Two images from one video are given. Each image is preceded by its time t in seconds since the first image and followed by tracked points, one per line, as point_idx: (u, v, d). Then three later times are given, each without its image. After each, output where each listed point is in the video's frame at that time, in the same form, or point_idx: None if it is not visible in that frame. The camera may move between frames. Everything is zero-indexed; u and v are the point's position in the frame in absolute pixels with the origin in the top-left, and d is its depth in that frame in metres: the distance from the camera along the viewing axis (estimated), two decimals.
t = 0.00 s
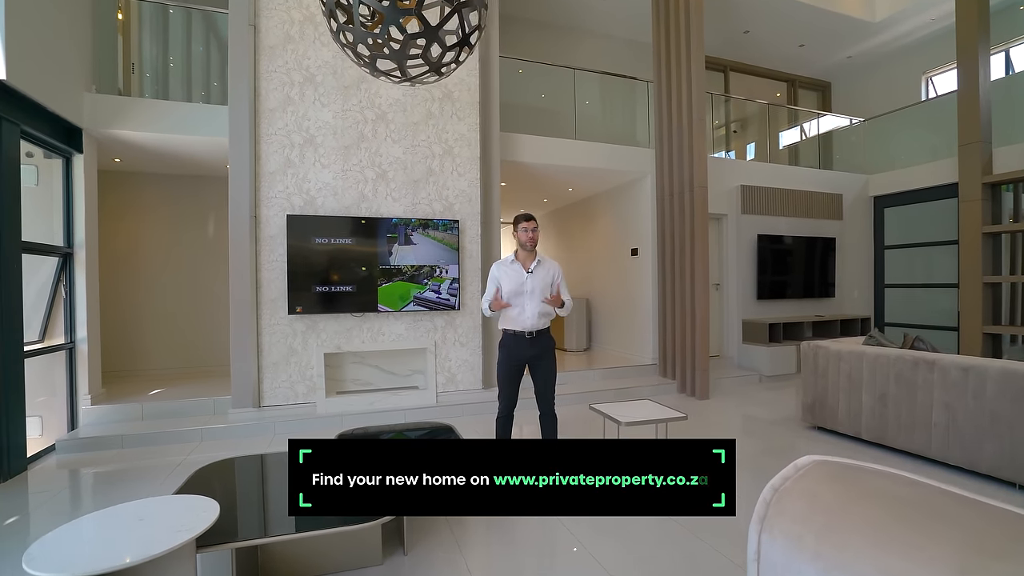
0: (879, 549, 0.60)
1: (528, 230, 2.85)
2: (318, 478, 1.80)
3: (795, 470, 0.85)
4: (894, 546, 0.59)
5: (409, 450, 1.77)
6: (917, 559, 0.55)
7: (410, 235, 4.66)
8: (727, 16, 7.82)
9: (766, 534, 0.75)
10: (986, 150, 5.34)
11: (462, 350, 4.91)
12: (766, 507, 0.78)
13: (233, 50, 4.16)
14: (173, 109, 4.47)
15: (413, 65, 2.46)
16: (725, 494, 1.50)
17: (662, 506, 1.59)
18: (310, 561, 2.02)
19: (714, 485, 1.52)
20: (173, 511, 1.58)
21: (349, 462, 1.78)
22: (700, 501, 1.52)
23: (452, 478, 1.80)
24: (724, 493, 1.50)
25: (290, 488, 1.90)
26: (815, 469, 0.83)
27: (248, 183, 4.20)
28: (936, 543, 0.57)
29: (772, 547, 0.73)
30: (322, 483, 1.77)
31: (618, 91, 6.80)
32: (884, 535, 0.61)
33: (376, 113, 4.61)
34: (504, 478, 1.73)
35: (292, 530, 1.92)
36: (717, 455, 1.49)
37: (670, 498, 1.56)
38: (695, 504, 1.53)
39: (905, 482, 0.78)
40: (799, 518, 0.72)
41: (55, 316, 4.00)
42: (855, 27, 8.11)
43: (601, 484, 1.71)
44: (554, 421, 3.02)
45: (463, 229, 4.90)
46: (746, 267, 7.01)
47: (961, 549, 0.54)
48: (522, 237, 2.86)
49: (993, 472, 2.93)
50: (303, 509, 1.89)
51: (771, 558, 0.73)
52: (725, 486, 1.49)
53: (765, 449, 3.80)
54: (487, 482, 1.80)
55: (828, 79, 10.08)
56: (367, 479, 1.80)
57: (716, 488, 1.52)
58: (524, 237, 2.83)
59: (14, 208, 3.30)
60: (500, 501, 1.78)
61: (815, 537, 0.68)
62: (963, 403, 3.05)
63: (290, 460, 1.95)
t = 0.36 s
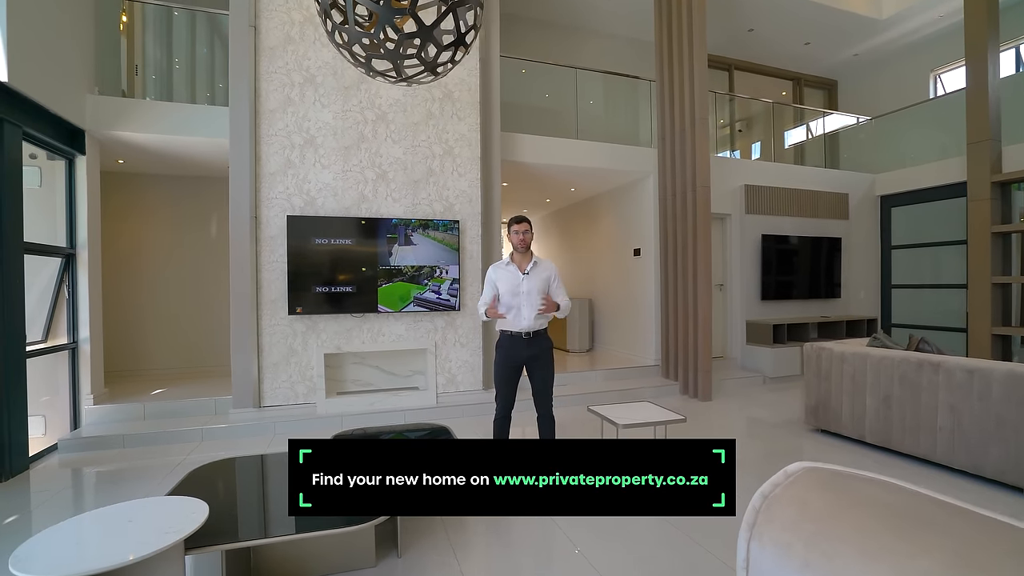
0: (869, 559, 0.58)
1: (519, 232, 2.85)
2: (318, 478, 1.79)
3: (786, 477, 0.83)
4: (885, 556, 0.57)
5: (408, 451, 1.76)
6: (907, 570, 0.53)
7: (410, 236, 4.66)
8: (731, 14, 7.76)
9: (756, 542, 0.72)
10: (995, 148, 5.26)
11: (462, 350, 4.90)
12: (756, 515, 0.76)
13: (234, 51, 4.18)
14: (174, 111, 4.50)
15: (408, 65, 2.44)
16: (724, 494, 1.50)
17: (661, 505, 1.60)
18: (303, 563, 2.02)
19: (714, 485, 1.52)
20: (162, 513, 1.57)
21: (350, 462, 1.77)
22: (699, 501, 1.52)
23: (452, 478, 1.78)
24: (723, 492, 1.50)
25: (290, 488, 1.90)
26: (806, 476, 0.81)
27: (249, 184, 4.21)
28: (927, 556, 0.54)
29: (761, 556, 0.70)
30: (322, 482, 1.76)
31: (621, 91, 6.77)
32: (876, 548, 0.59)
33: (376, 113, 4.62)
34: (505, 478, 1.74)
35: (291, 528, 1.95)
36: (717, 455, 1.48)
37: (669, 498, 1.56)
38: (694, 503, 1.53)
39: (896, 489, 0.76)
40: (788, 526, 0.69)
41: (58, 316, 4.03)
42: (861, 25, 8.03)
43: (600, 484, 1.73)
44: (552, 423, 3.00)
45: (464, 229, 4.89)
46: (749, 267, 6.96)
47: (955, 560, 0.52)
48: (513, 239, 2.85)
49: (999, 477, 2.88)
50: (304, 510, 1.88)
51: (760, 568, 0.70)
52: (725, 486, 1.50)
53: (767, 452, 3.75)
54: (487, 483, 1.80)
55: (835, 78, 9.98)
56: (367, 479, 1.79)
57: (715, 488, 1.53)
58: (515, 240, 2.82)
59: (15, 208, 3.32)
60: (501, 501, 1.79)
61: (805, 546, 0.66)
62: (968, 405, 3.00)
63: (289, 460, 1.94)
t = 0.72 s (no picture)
0: (856, 566, 0.58)
1: (517, 231, 2.85)
2: (318, 478, 1.79)
3: (780, 484, 0.83)
4: (873, 564, 0.57)
5: (409, 449, 1.76)
6: None
7: (412, 236, 4.66)
8: (738, 12, 7.70)
9: (749, 550, 0.73)
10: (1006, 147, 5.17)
11: (465, 351, 4.90)
12: (748, 522, 0.76)
13: (238, 54, 4.21)
14: (179, 113, 4.54)
15: (407, 66, 2.44)
16: (725, 494, 1.49)
17: (660, 506, 1.57)
18: (300, 564, 2.02)
19: (714, 485, 1.51)
20: (156, 514, 1.57)
21: (350, 461, 1.77)
22: (699, 501, 1.51)
23: (453, 478, 1.76)
24: (724, 493, 1.48)
25: (290, 488, 1.89)
26: (800, 484, 0.81)
27: (252, 185, 4.24)
28: (914, 562, 0.53)
29: (753, 564, 0.71)
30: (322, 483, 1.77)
31: (625, 91, 6.74)
32: (864, 556, 0.58)
33: (379, 115, 4.63)
34: (504, 477, 1.70)
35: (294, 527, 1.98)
36: (717, 455, 1.50)
37: (669, 498, 1.55)
38: (694, 503, 1.52)
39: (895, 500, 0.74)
40: (779, 534, 0.70)
41: (65, 316, 4.08)
42: (869, 22, 7.93)
43: (601, 485, 1.63)
44: (552, 423, 2.98)
45: (466, 230, 4.89)
46: (755, 268, 6.90)
47: (940, 565, 0.51)
48: (512, 238, 2.85)
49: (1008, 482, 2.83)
50: (304, 509, 1.87)
51: None
52: (725, 486, 1.49)
53: (771, 454, 3.71)
54: (487, 482, 1.78)
55: (843, 76, 9.87)
56: (367, 479, 1.79)
57: (716, 488, 1.51)
58: (512, 238, 2.82)
59: (23, 210, 3.36)
60: (500, 501, 1.75)
61: (796, 555, 0.66)
62: (976, 409, 2.95)
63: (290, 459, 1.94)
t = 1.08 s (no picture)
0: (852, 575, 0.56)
1: (520, 235, 2.82)
2: (318, 478, 1.80)
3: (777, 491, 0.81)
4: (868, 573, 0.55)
5: (408, 447, 1.76)
6: None
7: (417, 237, 4.67)
8: (747, 10, 7.61)
9: (742, 557, 0.71)
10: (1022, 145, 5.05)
11: (470, 352, 4.90)
12: (743, 530, 0.74)
13: (244, 56, 4.25)
14: (188, 116, 4.59)
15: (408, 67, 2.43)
16: (725, 494, 1.53)
17: (661, 506, 1.56)
18: (300, 563, 2.03)
19: (714, 485, 1.54)
20: (154, 514, 1.58)
21: (350, 461, 1.77)
22: (700, 501, 1.54)
23: (453, 478, 1.74)
24: (724, 493, 1.52)
25: (290, 488, 1.90)
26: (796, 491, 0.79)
27: (258, 186, 4.27)
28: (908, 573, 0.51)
29: (746, 570, 0.69)
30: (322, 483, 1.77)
31: (632, 90, 6.69)
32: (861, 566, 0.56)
33: (384, 116, 4.65)
34: (505, 477, 1.68)
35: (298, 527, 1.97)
36: (717, 456, 1.49)
37: (669, 498, 1.54)
38: (694, 504, 1.54)
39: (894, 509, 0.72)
40: (774, 541, 0.68)
41: (76, 316, 4.15)
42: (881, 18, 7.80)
43: (600, 485, 1.62)
44: (555, 424, 2.96)
45: (471, 230, 4.89)
46: (765, 268, 6.81)
47: None
48: (514, 242, 2.83)
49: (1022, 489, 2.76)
50: (305, 509, 1.88)
51: None
52: (725, 486, 1.52)
53: (778, 457, 3.66)
54: (487, 482, 1.76)
55: (855, 74, 9.72)
56: (367, 479, 1.79)
57: (716, 488, 1.54)
58: (515, 242, 2.80)
59: (34, 212, 3.42)
60: (500, 501, 1.74)
61: (790, 563, 0.64)
62: (989, 413, 2.88)
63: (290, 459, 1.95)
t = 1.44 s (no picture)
0: None
1: (526, 231, 2.80)
2: (318, 478, 1.80)
3: (771, 499, 0.79)
4: None
5: (409, 448, 1.74)
6: None
7: (423, 238, 4.69)
8: (756, 7, 7.52)
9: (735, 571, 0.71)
10: None
11: (475, 353, 4.90)
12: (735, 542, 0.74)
13: (252, 59, 4.29)
14: (197, 118, 4.65)
15: (409, 69, 2.43)
16: (725, 494, 1.52)
17: (662, 506, 1.53)
18: (300, 562, 2.04)
19: (714, 485, 1.54)
20: (155, 513, 1.60)
21: (350, 461, 1.78)
22: (700, 501, 1.53)
23: (452, 478, 1.70)
24: (724, 492, 1.51)
25: (291, 488, 1.90)
26: (789, 499, 0.78)
27: (266, 187, 4.31)
28: None
29: None
30: (322, 483, 1.78)
31: (639, 89, 6.66)
32: None
33: (390, 117, 4.67)
34: (504, 477, 1.65)
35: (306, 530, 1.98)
36: (717, 456, 1.52)
37: (670, 499, 1.51)
38: (695, 504, 1.53)
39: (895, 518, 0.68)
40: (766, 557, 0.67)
41: (89, 317, 4.22)
42: (894, 13, 7.68)
43: (600, 485, 1.57)
44: (558, 426, 2.93)
45: (477, 231, 4.89)
46: (774, 268, 6.72)
47: None
48: (520, 238, 2.81)
49: None
50: (304, 509, 1.87)
51: None
52: (725, 486, 1.51)
53: (786, 459, 3.60)
54: (487, 483, 1.73)
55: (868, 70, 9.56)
56: (367, 479, 1.80)
57: (716, 488, 1.54)
58: (521, 238, 2.78)
59: (47, 215, 3.49)
60: (500, 502, 1.70)
61: None
62: (1003, 418, 2.81)
63: (291, 460, 1.96)
